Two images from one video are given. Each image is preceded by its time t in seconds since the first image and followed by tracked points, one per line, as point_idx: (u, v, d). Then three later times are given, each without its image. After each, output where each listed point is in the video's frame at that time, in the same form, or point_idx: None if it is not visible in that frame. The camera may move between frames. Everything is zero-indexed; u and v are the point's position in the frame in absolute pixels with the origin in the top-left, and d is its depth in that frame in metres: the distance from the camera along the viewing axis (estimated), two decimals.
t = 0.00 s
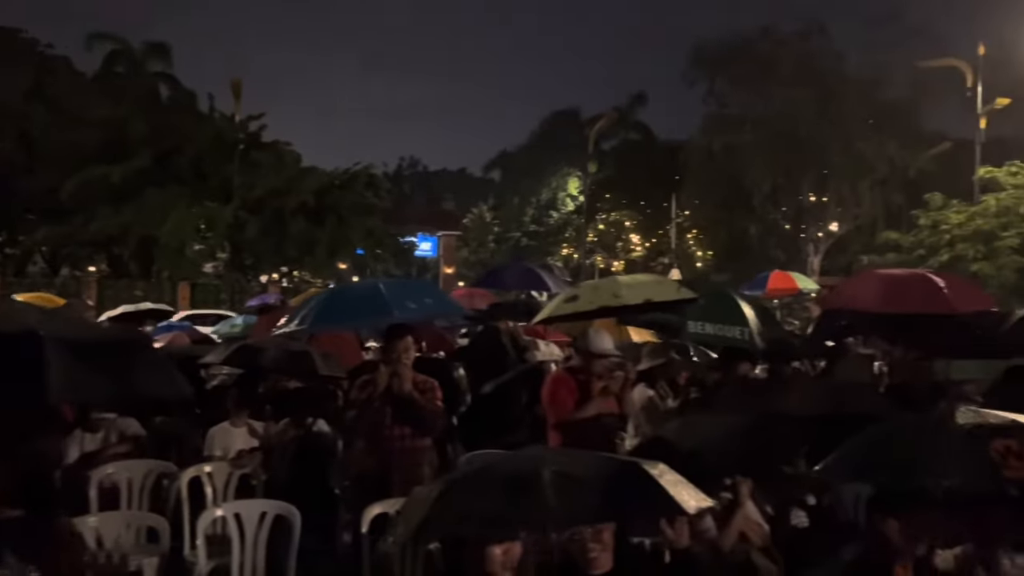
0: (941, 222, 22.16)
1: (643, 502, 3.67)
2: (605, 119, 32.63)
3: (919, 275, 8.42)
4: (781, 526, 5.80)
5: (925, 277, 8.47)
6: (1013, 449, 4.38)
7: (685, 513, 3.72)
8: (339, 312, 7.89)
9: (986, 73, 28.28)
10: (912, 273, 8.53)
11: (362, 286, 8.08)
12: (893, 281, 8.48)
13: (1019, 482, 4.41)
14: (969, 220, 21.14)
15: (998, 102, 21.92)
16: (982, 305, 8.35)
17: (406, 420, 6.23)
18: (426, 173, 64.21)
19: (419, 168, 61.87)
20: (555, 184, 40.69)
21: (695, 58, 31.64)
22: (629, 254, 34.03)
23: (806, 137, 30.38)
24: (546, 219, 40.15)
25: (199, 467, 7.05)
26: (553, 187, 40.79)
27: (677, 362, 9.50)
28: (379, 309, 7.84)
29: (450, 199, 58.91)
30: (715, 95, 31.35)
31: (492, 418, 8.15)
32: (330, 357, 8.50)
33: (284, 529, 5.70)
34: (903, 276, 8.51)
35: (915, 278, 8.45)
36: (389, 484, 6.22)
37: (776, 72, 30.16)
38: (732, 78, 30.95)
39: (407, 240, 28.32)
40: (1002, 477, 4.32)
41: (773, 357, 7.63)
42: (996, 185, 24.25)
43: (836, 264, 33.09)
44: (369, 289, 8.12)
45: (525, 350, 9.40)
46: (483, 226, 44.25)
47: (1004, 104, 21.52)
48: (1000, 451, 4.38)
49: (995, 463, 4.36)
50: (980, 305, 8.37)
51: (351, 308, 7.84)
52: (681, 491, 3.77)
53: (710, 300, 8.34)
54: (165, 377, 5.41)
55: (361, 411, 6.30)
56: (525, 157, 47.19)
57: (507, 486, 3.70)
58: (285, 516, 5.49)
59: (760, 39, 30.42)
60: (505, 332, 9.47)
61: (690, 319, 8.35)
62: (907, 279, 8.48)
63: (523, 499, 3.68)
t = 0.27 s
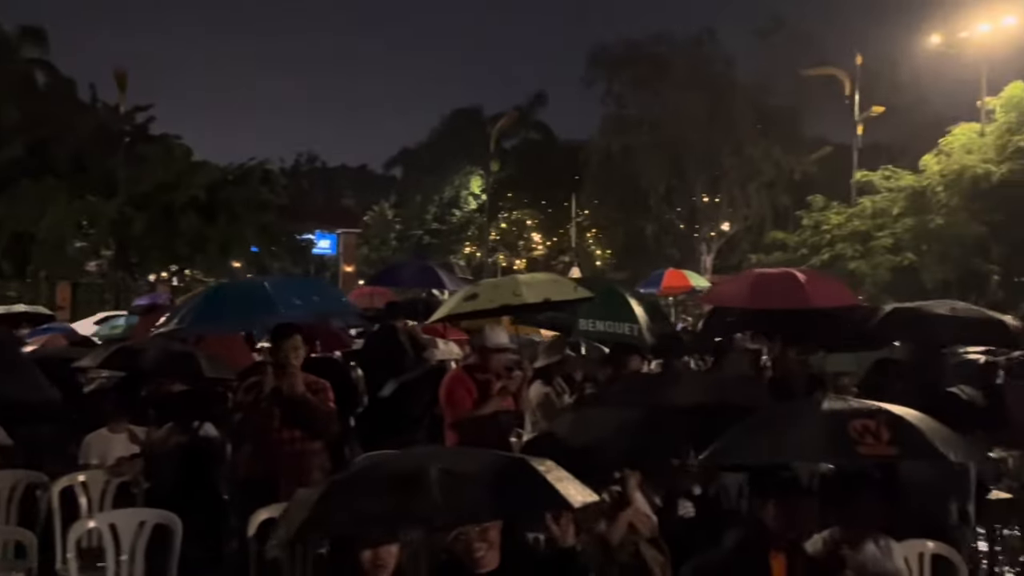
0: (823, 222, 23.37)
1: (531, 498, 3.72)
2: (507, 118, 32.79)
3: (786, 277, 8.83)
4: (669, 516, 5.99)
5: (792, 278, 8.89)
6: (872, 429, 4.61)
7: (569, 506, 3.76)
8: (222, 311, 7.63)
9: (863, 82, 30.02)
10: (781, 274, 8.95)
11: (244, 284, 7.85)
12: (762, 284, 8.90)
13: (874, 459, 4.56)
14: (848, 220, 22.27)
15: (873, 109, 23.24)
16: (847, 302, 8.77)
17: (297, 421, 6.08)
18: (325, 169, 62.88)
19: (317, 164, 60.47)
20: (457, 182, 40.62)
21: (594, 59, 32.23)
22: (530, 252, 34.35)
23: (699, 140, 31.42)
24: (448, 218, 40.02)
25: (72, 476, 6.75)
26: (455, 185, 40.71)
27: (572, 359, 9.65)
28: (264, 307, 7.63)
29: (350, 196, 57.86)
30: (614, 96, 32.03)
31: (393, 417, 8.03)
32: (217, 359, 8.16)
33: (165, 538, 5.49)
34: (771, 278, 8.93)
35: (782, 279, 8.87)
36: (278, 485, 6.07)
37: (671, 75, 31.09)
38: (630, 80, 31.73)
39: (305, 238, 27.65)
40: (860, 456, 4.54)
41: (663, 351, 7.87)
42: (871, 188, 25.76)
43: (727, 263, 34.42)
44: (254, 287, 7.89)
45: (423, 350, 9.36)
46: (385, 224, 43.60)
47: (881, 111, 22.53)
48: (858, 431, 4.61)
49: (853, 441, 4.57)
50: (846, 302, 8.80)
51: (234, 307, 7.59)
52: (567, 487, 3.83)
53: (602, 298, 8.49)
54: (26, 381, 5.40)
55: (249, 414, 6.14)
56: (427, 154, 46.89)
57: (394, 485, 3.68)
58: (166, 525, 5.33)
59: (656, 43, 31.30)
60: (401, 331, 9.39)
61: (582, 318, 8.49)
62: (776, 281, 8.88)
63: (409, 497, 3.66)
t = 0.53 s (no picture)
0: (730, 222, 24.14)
1: (438, 498, 3.73)
2: (422, 115, 32.58)
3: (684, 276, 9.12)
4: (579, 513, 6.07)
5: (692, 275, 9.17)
6: (777, 427, 4.67)
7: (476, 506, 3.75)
8: (112, 311, 7.64)
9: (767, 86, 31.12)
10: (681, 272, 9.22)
11: (140, 283, 7.89)
12: (663, 283, 9.16)
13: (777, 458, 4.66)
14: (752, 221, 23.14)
15: (776, 113, 24.12)
16: (742, 298, 9.14)
17: (200, 424, 5.84)
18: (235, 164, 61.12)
19: (228, 159, 58.72)
20: (372, 179, 40.13)
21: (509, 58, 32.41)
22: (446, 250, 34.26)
23: (613, 141, 31.83)
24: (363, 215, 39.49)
25: None
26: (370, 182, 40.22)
27: (483, 357, 9.65)
28: (155, 306, 7.64)
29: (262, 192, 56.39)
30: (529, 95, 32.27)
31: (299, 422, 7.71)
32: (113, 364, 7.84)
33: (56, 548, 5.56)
34: (671, 276, 9.20)
35: (682, 277, 9.14)
36: (175, 488, 5.79)
37: (585, 75, 31.55)
38: (545, 80, 32.08)
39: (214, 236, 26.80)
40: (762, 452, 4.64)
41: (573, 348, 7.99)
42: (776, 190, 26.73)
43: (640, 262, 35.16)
44: (151, 286, 7.90)
45: (333, 350, 9.20)
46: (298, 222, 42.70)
47: (784, 115, 23.22)
48: (763, 429, 4.70)
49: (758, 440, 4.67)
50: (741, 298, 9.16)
51: (126, 306, 7.63)
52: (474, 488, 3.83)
53: (514, 296, 8.50)
54: None
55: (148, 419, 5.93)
56: (341, 150, 46.16)
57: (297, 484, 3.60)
58: (54, 536, 5.49)
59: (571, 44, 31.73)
60: (310, 330, 9.20)
61: (493, 315, 8.44)
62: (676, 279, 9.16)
63: (312, 497, 3.58)
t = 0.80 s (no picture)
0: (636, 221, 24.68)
1: (338, 490, 3.64)
2: (329, 111, 31.98)
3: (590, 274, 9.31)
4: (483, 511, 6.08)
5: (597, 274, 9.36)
6: (674, 426, 4.73)
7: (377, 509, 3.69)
8: None
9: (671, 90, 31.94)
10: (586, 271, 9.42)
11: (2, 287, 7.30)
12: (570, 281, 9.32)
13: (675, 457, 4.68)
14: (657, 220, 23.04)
15: (679, 116, 24.78)
16: (645, 296, 9.40)
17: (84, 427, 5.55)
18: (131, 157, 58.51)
19: (123, 152, 56.16)
20: (277, 175, 39.13)
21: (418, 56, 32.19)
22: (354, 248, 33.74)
23: (522, 140, 32.01)
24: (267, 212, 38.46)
25: None
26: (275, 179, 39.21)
27: (391, 357, 9.53)
28: (18, 312, 7.09)
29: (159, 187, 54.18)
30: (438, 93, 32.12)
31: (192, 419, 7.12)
32: None
33: None
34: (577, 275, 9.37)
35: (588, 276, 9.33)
36: (57, 494, 5.45)
37: (494, 75, 31.65)
38: (454, 78, 32.02)
39: (108, 232, 25.59)
40: (661, 453, 4.65)
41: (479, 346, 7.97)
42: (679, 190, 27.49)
43: (549, 260, 35.52)
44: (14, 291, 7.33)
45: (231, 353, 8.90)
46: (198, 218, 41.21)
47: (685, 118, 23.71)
48: (660, 428, 4.74)
49: (656, 440, 4.69)
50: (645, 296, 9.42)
51: None
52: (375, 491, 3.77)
53: (420, 295, 8.43)
54: None
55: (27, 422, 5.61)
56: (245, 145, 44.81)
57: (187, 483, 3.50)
58: None
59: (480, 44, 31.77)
60: (207, 333, 8.88)
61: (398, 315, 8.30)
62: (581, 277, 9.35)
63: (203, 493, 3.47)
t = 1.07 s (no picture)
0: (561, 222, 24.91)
1: (241, 501, 3.56)
2: (248, 107, 31.21)
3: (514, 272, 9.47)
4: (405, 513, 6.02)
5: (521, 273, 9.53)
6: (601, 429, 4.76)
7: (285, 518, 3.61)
8: None
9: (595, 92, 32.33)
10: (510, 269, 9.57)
11: None
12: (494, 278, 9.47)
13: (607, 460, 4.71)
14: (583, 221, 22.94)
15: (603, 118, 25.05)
16: (568, 297, 9.60)
17: None
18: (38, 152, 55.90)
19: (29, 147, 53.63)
20: (194, 173, 38.00)
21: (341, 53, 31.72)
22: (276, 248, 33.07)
23: (447, 140, 31.91)
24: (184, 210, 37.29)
25: None
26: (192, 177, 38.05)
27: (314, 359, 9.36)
28: None
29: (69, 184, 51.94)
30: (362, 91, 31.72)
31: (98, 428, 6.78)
32: None
33: None
34: (502, 272, 9.52)
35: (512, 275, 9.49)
36: None
37: (419, 75, 31.44)
38: (379, 77, 31.70)
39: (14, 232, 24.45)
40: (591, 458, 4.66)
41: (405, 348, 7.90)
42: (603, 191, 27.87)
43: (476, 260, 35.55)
44: None
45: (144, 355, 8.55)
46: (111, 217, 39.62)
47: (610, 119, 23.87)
48: (590, 432, 4.75)
49: (587, 446, 4.69)
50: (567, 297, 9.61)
51: None
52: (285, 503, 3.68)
53: (343, 295, 8.27)
54: None
55: None
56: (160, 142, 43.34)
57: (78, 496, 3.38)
58: None
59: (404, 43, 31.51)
60: (118, 335, 8.51)
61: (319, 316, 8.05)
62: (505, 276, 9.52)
63: (91, 507, 3.36)
